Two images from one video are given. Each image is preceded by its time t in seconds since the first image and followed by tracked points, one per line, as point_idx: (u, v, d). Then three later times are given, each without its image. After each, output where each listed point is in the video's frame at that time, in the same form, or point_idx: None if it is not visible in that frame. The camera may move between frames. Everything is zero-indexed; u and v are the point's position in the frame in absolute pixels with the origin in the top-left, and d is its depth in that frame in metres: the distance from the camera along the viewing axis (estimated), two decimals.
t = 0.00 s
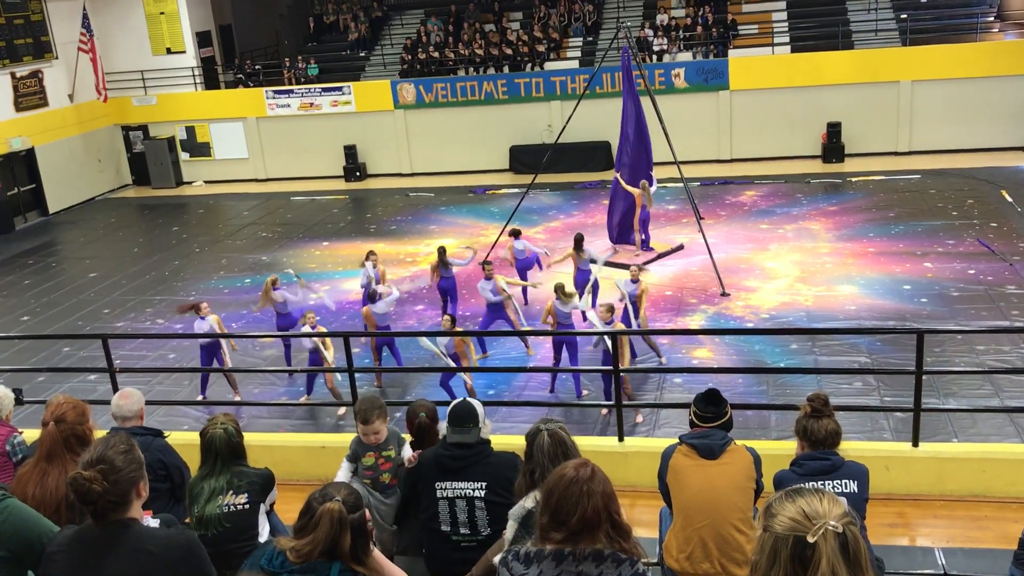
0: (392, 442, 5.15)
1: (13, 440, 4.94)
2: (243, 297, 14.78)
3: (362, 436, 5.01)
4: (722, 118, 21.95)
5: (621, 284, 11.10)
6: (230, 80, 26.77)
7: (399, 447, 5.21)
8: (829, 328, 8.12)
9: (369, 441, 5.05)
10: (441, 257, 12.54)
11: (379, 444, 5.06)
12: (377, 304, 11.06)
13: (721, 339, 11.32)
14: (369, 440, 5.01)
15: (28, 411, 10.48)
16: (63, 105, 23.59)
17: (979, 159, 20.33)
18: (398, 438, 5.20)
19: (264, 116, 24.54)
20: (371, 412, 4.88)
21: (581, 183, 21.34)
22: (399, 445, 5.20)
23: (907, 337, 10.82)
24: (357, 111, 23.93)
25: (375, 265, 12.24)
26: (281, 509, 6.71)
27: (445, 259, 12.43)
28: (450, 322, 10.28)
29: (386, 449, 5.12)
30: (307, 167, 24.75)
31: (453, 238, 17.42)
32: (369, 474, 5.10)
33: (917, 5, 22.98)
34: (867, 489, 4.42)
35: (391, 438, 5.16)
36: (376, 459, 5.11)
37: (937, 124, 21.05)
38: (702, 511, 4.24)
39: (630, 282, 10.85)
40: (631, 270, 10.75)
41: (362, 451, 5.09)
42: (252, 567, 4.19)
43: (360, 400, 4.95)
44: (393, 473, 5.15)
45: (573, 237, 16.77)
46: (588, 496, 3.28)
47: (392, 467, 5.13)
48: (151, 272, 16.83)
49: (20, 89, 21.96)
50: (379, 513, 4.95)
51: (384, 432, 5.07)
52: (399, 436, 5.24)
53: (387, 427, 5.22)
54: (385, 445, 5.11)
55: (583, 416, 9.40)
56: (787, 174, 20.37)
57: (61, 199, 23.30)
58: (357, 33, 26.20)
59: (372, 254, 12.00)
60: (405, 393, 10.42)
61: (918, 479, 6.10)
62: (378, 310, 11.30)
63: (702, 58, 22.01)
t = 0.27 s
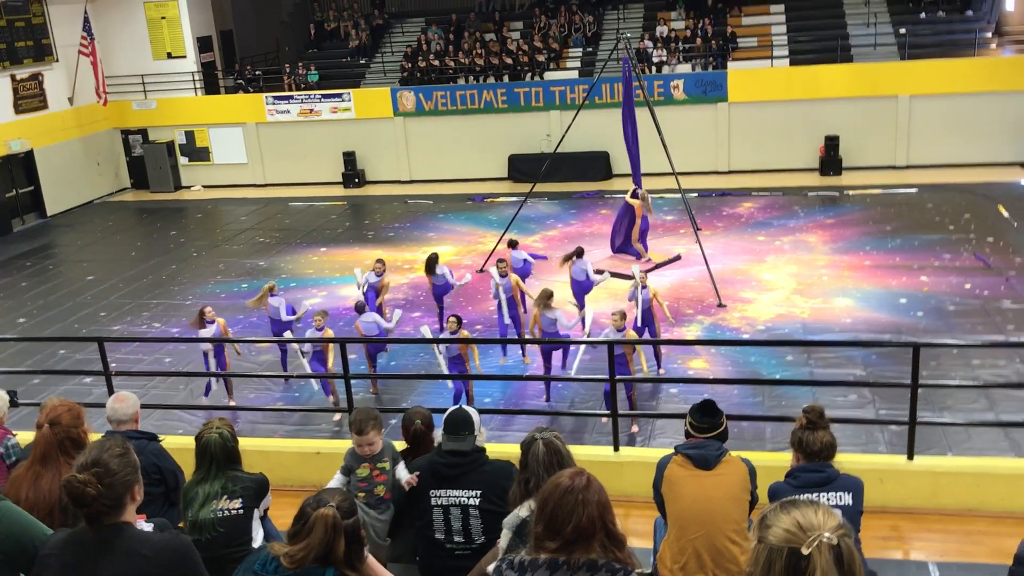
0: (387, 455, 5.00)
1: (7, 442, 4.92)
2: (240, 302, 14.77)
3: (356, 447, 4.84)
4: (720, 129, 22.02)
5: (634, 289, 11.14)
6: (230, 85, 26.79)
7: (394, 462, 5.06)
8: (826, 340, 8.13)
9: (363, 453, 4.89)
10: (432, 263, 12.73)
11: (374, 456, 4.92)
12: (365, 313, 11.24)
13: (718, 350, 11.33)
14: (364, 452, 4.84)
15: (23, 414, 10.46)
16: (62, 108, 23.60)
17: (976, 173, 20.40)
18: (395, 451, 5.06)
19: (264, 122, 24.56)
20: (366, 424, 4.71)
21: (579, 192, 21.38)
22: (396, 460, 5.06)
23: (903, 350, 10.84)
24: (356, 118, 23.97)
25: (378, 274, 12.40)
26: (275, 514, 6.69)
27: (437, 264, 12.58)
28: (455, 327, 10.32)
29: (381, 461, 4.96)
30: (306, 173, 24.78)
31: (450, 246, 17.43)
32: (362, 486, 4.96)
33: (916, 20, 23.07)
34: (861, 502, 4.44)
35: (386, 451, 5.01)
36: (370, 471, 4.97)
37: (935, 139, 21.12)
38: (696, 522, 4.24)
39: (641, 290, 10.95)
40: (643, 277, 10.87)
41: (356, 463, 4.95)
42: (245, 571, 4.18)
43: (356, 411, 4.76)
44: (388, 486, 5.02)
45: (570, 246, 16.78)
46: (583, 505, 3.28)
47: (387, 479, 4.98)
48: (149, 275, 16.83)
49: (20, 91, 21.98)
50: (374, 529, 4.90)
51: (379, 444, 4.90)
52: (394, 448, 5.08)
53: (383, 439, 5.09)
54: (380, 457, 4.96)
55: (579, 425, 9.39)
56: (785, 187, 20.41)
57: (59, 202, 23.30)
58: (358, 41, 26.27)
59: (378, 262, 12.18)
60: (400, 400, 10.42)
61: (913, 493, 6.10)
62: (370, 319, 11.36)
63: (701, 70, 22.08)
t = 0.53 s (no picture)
0: (372, 477, 4.94)
1: None
2: (236, 307, 14.74)
3: (345, 465, 4.86)
4: (718, 143, 22.09)
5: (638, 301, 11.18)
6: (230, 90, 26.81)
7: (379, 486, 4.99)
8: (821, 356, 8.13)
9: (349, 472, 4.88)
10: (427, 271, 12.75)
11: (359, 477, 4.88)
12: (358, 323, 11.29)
13: (713, 363, 11.34)
14: (351, 471, 4.85)
15: (15, 416, 10.42)
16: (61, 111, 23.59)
17: (972, 191, 20.47)
18: (380, 474, 4.97)
19: (263, 128, 24.58)
20: (355, 441, 4.75)
21: (576, 204, 21.41)
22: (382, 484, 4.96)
23: (898, 367, 10.85)
24: (356, 126, 23.99)
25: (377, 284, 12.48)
26: (267, 521, 6.66)
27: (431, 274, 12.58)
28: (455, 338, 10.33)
29: (365, 483, 4.91)
30: (304, 180, 24.79)
31: (447, 255, 17.44)
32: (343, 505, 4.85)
33: (915, 38, 23.18)
34: (855, 518, 4.43)
35: (371, 473, 4.96)
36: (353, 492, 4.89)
37: (932, 156, 21.21)
38: (690, 536, 4.22)
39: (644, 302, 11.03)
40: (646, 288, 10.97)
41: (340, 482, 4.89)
42: None
43: (346, 429, 4.81)
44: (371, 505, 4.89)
45: (568, 257, 16.79)
46: (578, 517, 3.27)
47: (369, 500, 4.88)
48: (144, 279, 16.80)
49: (20, 92, 21.97)
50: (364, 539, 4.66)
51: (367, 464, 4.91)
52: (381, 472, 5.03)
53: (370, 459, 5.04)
54: (364, 479, 4.91)
55: (573, 436, 9.38)
56: (782, 201, 20.47)
57: (56, 204, 23.26)
58: (359, 48, 26.33)
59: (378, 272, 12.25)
60: (395, 409, 10.39)
61: (907, 509, 6.09)
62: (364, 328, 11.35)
63: (700, 83, 22.15)
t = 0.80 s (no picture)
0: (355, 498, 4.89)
1: None
2: (232, 313, 14.72)
3: (326, 490, 4.71)
4: (716, 154, 22.14)
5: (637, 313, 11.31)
6: (229, 96, 26.82)
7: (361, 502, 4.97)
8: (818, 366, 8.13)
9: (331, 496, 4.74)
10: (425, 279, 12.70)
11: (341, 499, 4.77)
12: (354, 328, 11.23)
13: (709, 373, 11.34)
14: (333, 496, 4.70)
15: (10, 421, 10.39)
16: (60, 116, 23.60)
17: (968, 204, 20.54)
18: (364, 496, 4.92)
19: (261, 134, 24.59)
20: (337, 467, 4.61)
21: (574, 212, 21.44)
22: (366, 509, 4.93)
23: (895, 378, 10.85)
24: (354, 133, 24.01)
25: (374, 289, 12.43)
26: (262, 528, 6.63)
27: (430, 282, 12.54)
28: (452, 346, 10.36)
29: (348, 506, 4.87)
30: (302, 186, 24.80)
31: (444, 262, 17.44)
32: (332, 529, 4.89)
33: (913, 50, 23.26)
34: (851, 529, 4.42)
35: (353, 496, 4.87)
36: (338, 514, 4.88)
37: (928, 168, 21.28)
38: (686, 545, 4.21)
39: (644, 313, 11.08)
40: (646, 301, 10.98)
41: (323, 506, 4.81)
42: None
43: (327, 452, 4.66)
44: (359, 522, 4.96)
45: (565, 266, 16.80)
46: (574, 526, 3.27)
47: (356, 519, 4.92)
48: (141, 284, 16.78)
49: (18, 97, 21.98)
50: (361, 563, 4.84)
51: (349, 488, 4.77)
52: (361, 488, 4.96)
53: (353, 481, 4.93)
54: (347, 502, 4.86)
55: (569, 445, 9.37)
56: (779, 212, 20.51)
57: (53, 208, 23.25)
58: (358, 56, 26.38)
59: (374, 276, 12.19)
60: (391, 417, 10.37)
61: (903, 521, 6.09)
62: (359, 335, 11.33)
63: (698, 94, 22.20)
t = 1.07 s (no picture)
0: (353, 507, 4.87)
1: None
2: (231, 319, 14.72)
3: (322, 497, 4.76)
4: (714, 158, 22.18)
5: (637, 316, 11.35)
6: (227, 102, 26.84)
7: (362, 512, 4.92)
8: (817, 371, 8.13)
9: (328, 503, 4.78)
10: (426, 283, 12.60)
11: (339, 508, 4.79)
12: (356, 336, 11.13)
13: (708, 378, 11.33)
14: (330, 503, 4.75)
15: (7, 427, 10.38)
16: (58, 122, 23.61)
17: (966, 208, 20.58)
18: (362, 504, 4.91)
19: (260, 140, 24.61)
20: (331, 475, 4.65)
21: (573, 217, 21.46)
22: (366, 515, 4.93)
23: (893, 383, 10.86)
24: (352, 138, 24.03)
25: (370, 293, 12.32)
26: (260, 534, 6.62)
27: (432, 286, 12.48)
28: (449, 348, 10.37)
29: (346, 515, 4.84)
30: (301, 192, 24.82)
31: (443, 268, 17.45)
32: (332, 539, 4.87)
33: (911, 55, 23.30)
34: (849, 534, 4.42)
35: (350, 503, 4.86)
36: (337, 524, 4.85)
37: (926, 172, 21.32)
38: (685, 550, 4.21)
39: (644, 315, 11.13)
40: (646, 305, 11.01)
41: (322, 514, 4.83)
42: None
43: (322, 461, 4.70)
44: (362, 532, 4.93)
45: (564, 271, 16.81)
46: (572, 531, 3.27)
47: (357, 528, 4.88)
48: (139, 290, 16.77)
49: (16, 103, 21.98)
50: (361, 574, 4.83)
51: (346, 494, 4.81)
52: (362, 497, 4.93)
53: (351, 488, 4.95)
54: (345, 510, 4.83)
55: (568, 450, 9.36)
56: (777, 217, 20.52)
57: (51, 214, 23.24)
58: (356, 61, 26.42)
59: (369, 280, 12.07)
60: (389, 422, 10.38)
61: (901, 526, 6.09)
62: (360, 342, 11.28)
63: (697, 98, 22.23)
